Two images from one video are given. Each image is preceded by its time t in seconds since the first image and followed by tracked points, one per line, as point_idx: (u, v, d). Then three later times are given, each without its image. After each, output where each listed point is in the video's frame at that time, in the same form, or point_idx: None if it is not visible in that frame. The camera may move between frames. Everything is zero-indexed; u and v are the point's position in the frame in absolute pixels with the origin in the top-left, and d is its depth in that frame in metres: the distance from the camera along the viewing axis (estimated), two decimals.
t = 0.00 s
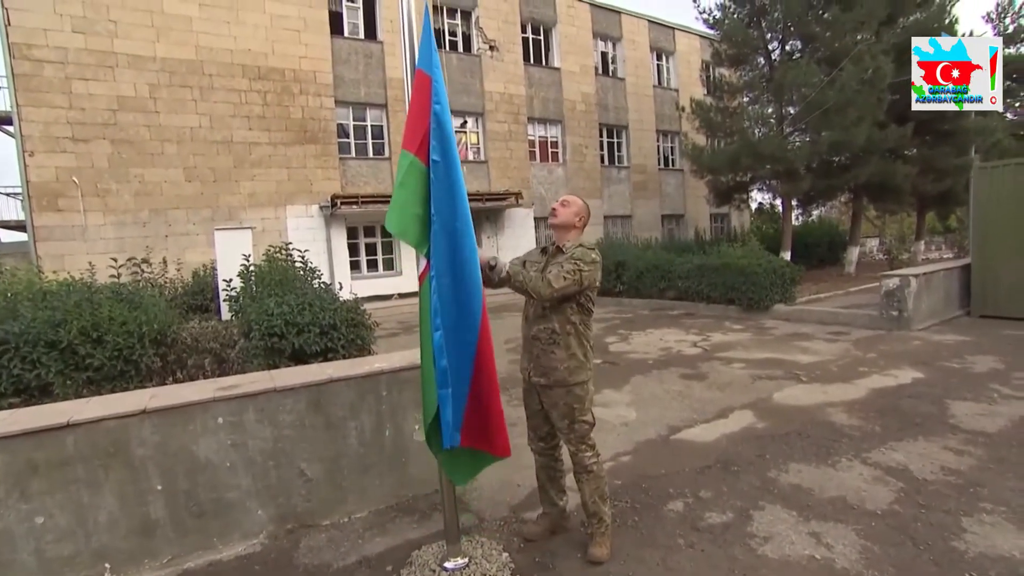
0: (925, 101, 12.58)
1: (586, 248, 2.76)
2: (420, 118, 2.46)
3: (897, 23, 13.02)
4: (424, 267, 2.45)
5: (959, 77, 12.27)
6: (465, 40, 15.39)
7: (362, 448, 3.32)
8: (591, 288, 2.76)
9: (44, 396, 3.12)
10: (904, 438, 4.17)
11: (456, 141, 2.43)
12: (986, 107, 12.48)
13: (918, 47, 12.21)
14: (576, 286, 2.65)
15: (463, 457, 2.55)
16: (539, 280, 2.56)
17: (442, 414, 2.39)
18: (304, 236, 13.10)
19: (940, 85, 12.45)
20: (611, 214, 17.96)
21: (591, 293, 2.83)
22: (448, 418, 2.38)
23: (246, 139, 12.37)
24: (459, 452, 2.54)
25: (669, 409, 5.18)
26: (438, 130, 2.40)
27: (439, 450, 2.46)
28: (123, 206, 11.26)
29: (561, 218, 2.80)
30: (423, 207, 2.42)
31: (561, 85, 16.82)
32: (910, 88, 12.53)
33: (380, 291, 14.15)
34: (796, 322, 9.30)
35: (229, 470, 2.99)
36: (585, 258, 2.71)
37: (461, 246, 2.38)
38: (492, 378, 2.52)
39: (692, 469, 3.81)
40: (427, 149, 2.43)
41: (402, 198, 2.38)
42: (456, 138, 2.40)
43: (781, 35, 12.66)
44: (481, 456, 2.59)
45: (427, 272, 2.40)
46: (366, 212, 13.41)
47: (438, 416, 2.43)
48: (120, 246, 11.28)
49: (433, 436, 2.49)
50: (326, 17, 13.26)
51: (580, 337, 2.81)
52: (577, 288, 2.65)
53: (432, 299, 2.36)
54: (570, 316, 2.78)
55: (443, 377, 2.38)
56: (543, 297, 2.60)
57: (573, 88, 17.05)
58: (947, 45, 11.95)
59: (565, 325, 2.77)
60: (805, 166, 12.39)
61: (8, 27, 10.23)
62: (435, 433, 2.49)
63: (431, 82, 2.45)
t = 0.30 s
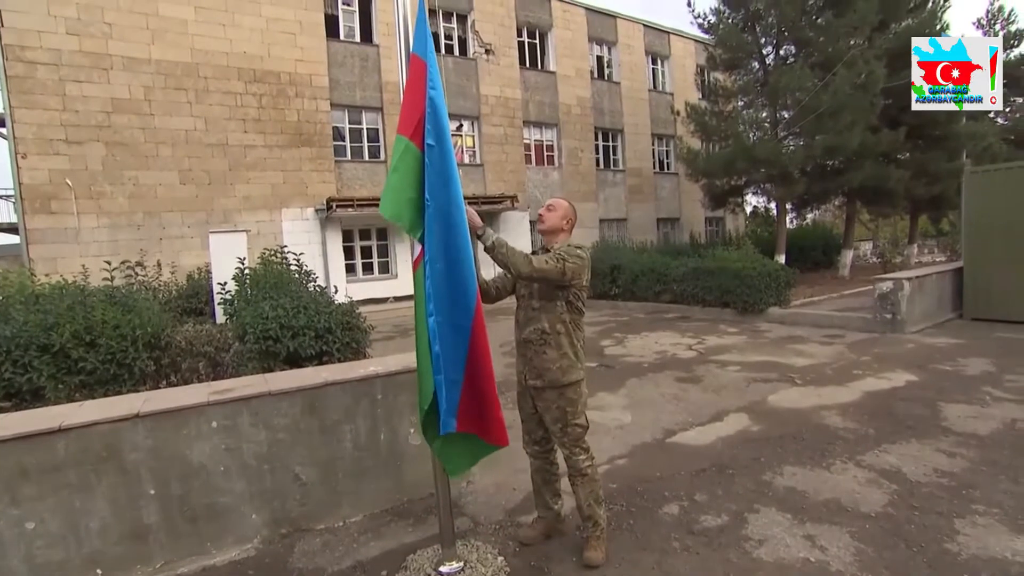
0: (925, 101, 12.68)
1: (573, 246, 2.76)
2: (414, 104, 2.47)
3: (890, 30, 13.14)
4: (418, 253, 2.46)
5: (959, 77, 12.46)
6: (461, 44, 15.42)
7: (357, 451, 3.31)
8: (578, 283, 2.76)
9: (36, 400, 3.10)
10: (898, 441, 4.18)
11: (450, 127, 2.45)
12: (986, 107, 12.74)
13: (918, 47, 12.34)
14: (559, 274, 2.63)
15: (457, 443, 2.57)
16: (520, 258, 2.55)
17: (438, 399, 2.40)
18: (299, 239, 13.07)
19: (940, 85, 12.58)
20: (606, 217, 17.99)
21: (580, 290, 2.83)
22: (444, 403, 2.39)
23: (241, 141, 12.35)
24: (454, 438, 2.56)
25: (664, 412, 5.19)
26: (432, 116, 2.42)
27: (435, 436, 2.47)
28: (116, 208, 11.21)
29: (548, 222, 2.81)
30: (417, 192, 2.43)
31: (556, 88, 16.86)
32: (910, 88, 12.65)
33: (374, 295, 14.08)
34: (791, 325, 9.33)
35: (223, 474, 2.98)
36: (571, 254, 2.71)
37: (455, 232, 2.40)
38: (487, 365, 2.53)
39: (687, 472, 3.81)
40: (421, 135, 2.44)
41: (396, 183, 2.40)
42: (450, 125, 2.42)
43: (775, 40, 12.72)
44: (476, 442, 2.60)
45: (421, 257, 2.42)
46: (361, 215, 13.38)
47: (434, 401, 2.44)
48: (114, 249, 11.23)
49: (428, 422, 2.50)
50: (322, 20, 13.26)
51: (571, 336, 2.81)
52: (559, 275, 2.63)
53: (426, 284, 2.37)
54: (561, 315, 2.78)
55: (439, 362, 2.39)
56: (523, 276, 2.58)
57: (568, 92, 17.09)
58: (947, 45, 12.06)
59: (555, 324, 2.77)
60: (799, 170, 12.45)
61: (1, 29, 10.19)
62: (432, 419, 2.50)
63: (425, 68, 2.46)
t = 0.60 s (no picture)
0: (925, 101, 12.70)
1: (568, 250, 2.77)
2: (409, 89, 2.47)
3: (884, 30, 13.17)
4: (415, 237, 2.46)
5: (959, 76, 12.43)
6: (458, 47, 15.45)
7: (356, 455, 3.31)
8: (573, 287, 2.76)
9: (33, 406, 3.09)
10: (896, 441, 4.18)
11: (446, 111, 2.44)
12: (986, 106, 12.78)
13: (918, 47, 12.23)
14: (554, 280, 2.64)
15: (455, 431, 2.52)
16: (514, 270, 2.59)
17: (436, 384, 2.37)
18: (298, 242, 13.07)
19: (940, 85, 12.54)
20: (604, 219, 18.01)
21: (575, 294, 2.83)
22: (443, 387, 2.36)
23: (239, 146, 12.35)
24: (453, 425, 2.52)
25: (663, 413, 5.19)
26: (428, 100, 2.42)
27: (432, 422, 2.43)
28: (114, 213, 11.20)
29: (543, 224, 2.80)
30: (414, 176, 2.43)
31: (553, 91, 16.90)
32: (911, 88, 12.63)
33: (372, 298, 14.08)
34: (789, 326, 9.34)
35: (222, 479, 2.98)
36: (566, 258, 2.72)
37: (452, 215, 2.39)
38: (485, 351, 2.48)
39: (686, 473, 3.81)
40: (417, 119, 2.44)
41: (392, 167, 2.40)
42: (445, 108, 2.42)
43: (771, 41, 12.75)
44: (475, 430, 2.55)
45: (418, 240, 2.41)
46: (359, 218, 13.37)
47: (432, 386, 2.41)
48: (111, 254, 11.22)
49: (425, 408, 2.47)
50: (319, 24, 13.28)
51: (566, 340, 2.81)
52: (554, 281, 2.65)
53: (424, 267, 2.36)
54: (556, 320, 2.79)
55: (437, 346, 2.36)
56: (518, 286, 2.61)
57: (565, 94, 17.12)
58: (947, 46, 11.92)
59: (551, 328, 2.77)
60: (796, 171, 12.47)
61: None
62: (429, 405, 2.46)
63: (421, 53, 2.48)
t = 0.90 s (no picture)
0: (925, 101, 12.79)
1: (565, 258, 2.77)
2: (403, 63, 2.47)
3: (881, 36, 13.21)
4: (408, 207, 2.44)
5: (958, 76, 12.89)
6: (457, 53, 15.50)
7: (355, 461, 3.30)
8: (571, 298, 2.75)
9: (30, 412, 3.08)
10: (896, 445, 4.18)
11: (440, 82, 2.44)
12: (986, 106, 13.18)
13: (918, 47, 12.44)
14: (554, 296, 2.64)
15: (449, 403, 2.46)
16: (516, 295, 2.57)
17: (430, 351, 2.31)
18: (296, 247, 13.06)
19: (940, 85, 12.78)
20: (603, 224, 18.02)
21: (573, 303, 2.83)
22: (438, 356, 2.30)
23: (238, 151, 12.36)
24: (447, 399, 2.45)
25: (663, 418, 5.18)
26: (422, 72, 2.41)
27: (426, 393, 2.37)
28: (113, 218, 11.19)
29: (539, 230, 2.81)
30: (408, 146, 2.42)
31: (552, 96, 16.94)
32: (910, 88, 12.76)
33: (371, 302, 14.07)
34: (788, 330, 9.34)
35: (220, 485, 2.97)
36: (564, 269, 2.72)
37: (445, 184, 2.37)
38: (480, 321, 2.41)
39: (686, 478, 3.81)
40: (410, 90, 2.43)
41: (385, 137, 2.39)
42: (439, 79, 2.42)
43: (768, 47, 12.79)
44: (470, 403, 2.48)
45: (411, 210, 2.39)
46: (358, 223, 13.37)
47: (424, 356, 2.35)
48: (110, 259, 11.21)
49: (417, 379, 2.41)
50: (318, 30, 13.31)
51: (564, 347, 2.81)
52: (555, 298, 2.64)
53: (417, 236, 2.34)
54: (552, 328, 2.78)
55: (431, 313, 2.32)
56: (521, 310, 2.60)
57: (564, 99, 17.18)
58: (947, 45, 12.28)
59: (548, 336, 2.77)
60: (794, 175, 12.50)
61: None
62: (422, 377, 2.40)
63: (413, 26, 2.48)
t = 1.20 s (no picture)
0: (925, 101, 12.75)
1: (562, 266, 2.78)
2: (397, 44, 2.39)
3: (874, 42, 13.22)
4: (399, 192, 2.38)
5: (959, 76, 12.65)
6: (454, 57, 15.52)
7: (351, 466, 3.29)
8: (568, 307, 2.76)
9: (23, 417, 3.07)
10: (891, 449, 4.19)
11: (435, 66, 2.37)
12: (987, 106, 13.16)
13: (917, 48, 12.25)
14: (553, 308, 2.64)
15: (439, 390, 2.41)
16: (515, 312, 2.57)
17: (421, 337, 2.25)
18: (293, 251, 13.04)
19: (940, 85, 12.62)
20: (599, 228, 18.06)
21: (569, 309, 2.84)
22: (431, 340, 2.25)
23: (235, 155, 12.34)
24: (436, 385, 2.42)
25: (659, 423, 5.18)
26: (416, 55, 2.34)
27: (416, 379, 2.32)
28: (108, 222, 11.16)
29: (535, 236, 2.83)
30: (400, 130, 2.36)
31: (548, 101, 16.99)
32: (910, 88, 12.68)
33: (367, 307, 14.05)
34: (784, 334, 9.36)
35: (215, 491, 2.95)
36: (561, 276, 2.74)
37: (439, 169, 2.33)
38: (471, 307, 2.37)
39: (682, 483, 3.81)
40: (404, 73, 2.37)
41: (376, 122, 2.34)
42: (434, 65, 2.35)
43: (763, 53, 12.85)
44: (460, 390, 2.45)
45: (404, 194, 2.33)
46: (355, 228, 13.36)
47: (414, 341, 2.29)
48: (105, 263, 11.17)
49: (407, 365, 2.35)
50: (315, 35, 13.32)
51: (558, 353, 2.81)
52: (553, 310, 2.65)
53: (410, 220, 2.29)
54: (548, 335, 2.78)
55: (424, 297, 2.27)
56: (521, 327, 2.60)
57: (560, 104, 17.22)
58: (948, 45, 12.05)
59: (543, 342, 2.77)
60: (790, 180, 12.55)
61: None
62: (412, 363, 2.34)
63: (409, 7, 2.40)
